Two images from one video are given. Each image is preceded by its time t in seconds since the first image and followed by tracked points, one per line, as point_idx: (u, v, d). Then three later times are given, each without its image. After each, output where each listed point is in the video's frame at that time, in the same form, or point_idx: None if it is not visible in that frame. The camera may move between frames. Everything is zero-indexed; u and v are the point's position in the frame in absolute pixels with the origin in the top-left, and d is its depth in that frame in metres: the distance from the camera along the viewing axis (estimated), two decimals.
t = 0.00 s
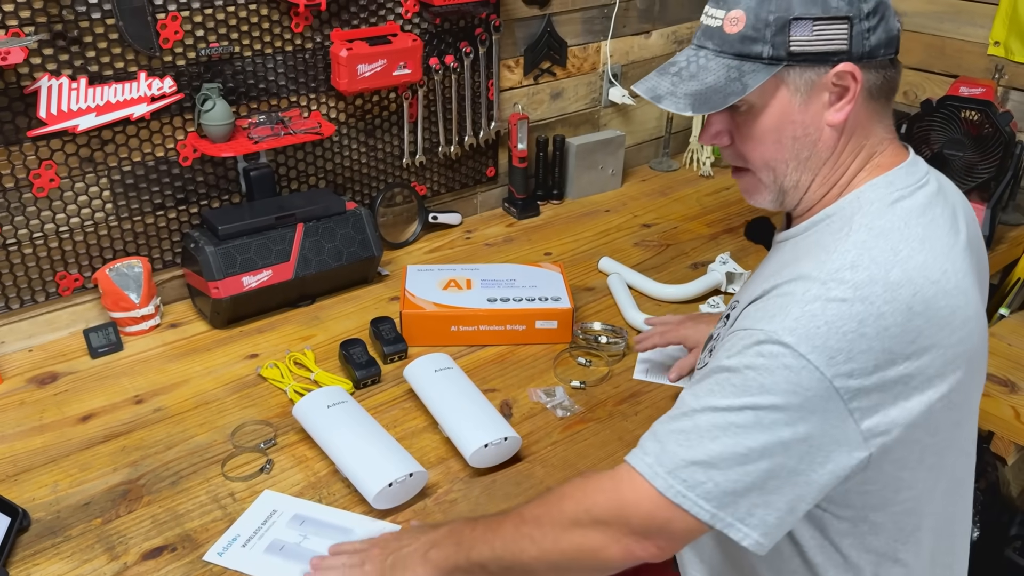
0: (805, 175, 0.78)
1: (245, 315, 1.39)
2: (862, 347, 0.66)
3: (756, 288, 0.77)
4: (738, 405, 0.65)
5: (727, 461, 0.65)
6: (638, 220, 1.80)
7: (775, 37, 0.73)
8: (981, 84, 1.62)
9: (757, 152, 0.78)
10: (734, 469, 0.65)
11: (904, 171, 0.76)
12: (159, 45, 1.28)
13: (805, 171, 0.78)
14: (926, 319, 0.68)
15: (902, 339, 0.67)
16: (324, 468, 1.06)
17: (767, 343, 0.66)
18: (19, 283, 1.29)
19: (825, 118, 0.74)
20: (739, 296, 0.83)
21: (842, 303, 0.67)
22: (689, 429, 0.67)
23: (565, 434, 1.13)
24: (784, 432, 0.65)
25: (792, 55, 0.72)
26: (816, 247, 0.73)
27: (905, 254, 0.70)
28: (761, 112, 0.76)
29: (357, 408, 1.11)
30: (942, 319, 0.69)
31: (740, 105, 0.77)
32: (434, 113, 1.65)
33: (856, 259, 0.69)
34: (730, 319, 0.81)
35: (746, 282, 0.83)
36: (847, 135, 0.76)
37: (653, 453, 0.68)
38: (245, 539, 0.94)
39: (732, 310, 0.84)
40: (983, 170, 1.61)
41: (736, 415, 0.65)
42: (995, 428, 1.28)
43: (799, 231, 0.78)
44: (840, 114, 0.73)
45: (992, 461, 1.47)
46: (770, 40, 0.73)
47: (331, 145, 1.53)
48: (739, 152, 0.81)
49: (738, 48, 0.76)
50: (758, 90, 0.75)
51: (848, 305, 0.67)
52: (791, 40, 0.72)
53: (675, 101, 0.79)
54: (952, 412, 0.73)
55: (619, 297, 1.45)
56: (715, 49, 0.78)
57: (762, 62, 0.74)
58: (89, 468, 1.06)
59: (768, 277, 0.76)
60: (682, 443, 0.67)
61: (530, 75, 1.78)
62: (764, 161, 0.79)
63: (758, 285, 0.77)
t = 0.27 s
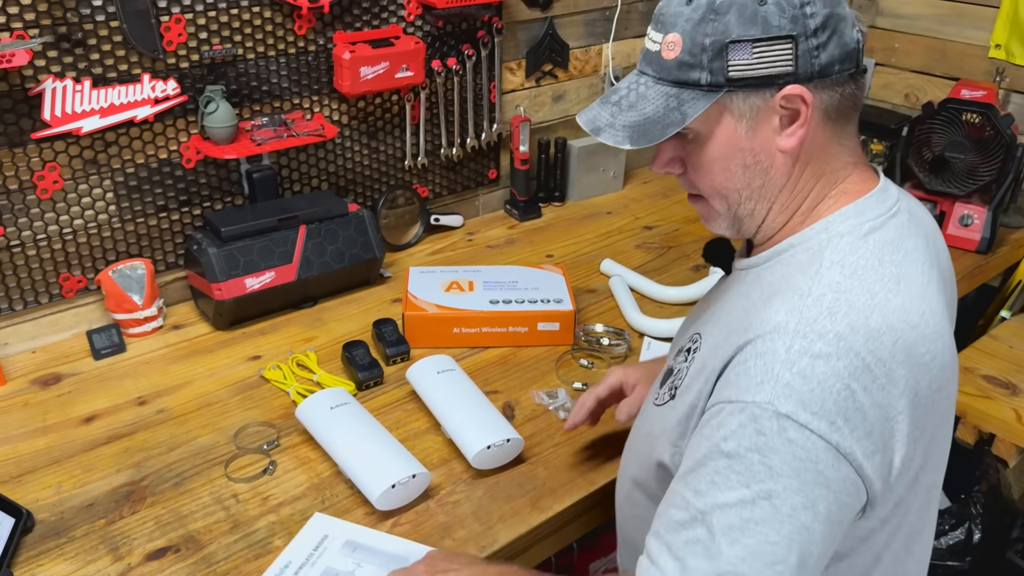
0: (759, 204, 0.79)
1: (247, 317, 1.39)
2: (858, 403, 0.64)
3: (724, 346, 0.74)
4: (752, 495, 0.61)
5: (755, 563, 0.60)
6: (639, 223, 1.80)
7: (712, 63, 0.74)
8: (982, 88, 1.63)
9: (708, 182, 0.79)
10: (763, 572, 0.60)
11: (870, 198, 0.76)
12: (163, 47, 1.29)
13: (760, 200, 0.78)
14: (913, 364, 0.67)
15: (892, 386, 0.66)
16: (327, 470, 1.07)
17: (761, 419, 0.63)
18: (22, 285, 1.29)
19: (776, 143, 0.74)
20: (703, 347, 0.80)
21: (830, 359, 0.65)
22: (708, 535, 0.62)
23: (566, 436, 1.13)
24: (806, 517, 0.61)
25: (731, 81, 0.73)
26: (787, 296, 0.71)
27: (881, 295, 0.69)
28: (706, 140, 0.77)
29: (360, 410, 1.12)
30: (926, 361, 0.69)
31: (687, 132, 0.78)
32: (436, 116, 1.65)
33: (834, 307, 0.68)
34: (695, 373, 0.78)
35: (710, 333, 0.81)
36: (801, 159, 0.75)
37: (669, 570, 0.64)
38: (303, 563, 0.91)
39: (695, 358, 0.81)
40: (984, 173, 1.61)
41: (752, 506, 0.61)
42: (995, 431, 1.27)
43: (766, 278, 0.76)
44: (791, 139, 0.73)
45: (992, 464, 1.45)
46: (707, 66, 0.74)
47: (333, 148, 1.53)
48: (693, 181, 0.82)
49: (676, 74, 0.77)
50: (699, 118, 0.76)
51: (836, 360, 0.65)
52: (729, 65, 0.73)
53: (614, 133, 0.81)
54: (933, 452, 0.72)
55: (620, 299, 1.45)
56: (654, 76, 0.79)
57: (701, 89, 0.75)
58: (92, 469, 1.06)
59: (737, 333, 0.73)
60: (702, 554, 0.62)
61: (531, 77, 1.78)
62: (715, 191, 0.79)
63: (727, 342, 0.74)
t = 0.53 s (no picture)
0: (736, 239, 0.78)
1: (250, 317, 1.39)
2: (854, 476, 0.65)
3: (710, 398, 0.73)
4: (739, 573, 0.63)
5: None
6: (642, 224, 1.80)
7: (678, 95, 0.73)
8: (985, 89, 1.63)
9: (681, 216, 0.78)
10: None
11: (859, 242, 0.75)
12: (167, 48, 1.29)
13: (735, 237, 0.78)
14: (908, 429, 0.68)
15: (887, 454, 0.67)
16: (330, 470, 1.07)
17: (755, 495, 0.63)
18: (26, 285, 1.30)
19: (751, 177, 0.73)
20: (682, 393, 0.79)
21: (829, 431, 0.65)
22: None
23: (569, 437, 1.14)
24: None
25: (698, 114, 0.72)
26: (781, 353, 0.70)
27: (882, 355, 0.69)
28: (677, 174, 0.76)
29: (362, 410, 1.12)
30: (920, 424, 0.69)
31: (659, 165, 0.77)
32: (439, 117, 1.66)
33: (833, 372, 0.67)
34: (675, 422, 0.77)
35: (690, 377, 0.80)
36: (779, 195, 0.74)
37: None
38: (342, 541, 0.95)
39: (672, 404, 0.80)
40: (987, 174, 1.61)
41: None
42: (998, 432, 1.27)
43: (754, 328, 0.75)
44: (767, 175, 0.72)
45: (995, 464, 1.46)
46: (673, 98, 0.74)
47: (336, 149, 1.54)
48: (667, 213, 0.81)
49: (641, 104, 0.76)
50: (669, 150, 0.75)
51: (834, 433, 0.65)
52: (696, 97, 0.72)
53: (579, 164, 0.81)
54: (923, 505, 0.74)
55: (623, 301, 1.45)
56: (622, 104, 0.79)
57: (667, 121, 0.75)
58: (95, 469, 1.06)
59: (725, 387, 0.72)
60: None
61: (534, 78, 1.78)
62: (688, 225, 0.79)
63: (713, 396, 0.73)
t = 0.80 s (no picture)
0: (681, 280, 0.78)
1: (252, 316, 1.39)
2: (842, 533, 0.66)
3: (688, 458, 0.74)
4: None
5: None
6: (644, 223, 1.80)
7: (600, 140, 0.74)
8: (989, 89, 1.63)
9: (625, 257, 0.80)
10: None
11: (812, 284, 0.75)
12: (170, 47, 1.29)
13: (677, 278, 0.78)
14: (893, 475, 0.69)
15: (875, 505, 0.68)
16: (333, 469, 1.07)
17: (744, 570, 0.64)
18: (28, 284, 1.30)
19: (683, 221, 0.74)
20: (656, 447, 0.80)
21: (812, 495, 0.66)
22: None
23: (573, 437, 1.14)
24: None
25: (620, 160, 0.73)
26: (756, 412, 0.70)
27: (860, 400, 0.70)
28: (613, 216, 0.77)
29: (365, 409, 1.12)
30: (905, 466, 0.70)
31: (597, 204, 0.78)
32: (441, 116, 1.65)
33: (813, 430, 0.68)
34: (654, 479, 0.78)
35: (665, 428, 0.80)
36: (715, 239, 0.74)
37: None
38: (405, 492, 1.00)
39: (649, 458, 0.80)
40: (991, 174, 1.60)
41: None
42: (1002, 432, 1.28)
43: (724, 380, 0.75)
44: (699, 220, 0.73)
45: (999, 465, 1.42)
46: (596, 143, 0.74)
47: (338, 148, 1.54)
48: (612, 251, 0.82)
49: (570, 147, 0.77)
50: (600, 191, 0.77)
51: (818, 495, 0.66)
52: (619, 142, 0.73)
53: (513, 205, 0.83)
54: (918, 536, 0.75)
55: (626, 301, 1.45)
56: (553, 146, 0.80)
57: (594, 165, 0.76)
58: (98, 468, 1.06)
59: (702, 447, 0.72)
60: None
61: (536, 78, 1.78)
62: (633, 265, 0.80)
63: (691, 456, 0.73)
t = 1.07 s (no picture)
0: (662, 293, 0.79)
1: (254, 315, 1.39)
2: (833, 543, 0.67)
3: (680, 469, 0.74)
4: None
5: None
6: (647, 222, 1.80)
7: (575, 160, 0.75)
8: (991, 88, 1.63)
9: (605, 269, 0.81)
10: None
11: (793, 296, 0.75)
12: (172, 46, 1.29)
13: (657, 290, 0.79)
14: (884, 483, 0.70)
15: (867, 515, 0.69)
16: (335, 468, 1.07)
17: None
18: (30, 283, 1.30)
19: (660, 239, 0.75)
20: (649, 459, 0.80)
21: (804, 507, 0.66)
22: None
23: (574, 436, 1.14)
24: None
25: (597, 180, 0.74)
26: (747, 424, 0.70)
27: (852, 410, 0.70)
28: (591, 231, 0.79)
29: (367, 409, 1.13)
30: (895, 473, 0.71)
31: (575, 218, 0.79)
32: (443, 115, 1.65)
33: (804, 441, 0.68)
34: (647, 491, 0.78)
35: (657, 440, 0.80)
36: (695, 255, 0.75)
37: None
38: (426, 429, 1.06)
39: (642, 470, 0.80)
40: (993, 173, 1.60)
41: None
42: (1006, 433, 1.28)
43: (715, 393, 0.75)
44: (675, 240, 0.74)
45: (1001, 464, 1.37)
46: (571, 163, 0.75)
47: (340, 147, 1.54)
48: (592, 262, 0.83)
49: (546, 163, 0.78)
50: (577, 208, 0.78)
51: (809, 507, 0.66)
52: (595, 162, 0.74)
53: (488, 218, 0.84)
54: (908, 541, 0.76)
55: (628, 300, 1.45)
56: (529, 161, 0.81)
57: (569, 184, 0.77)
58: (100, 467, 1.06)
59: (694, 458, 0.73)
60: None
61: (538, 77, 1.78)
62: (614, 277, 0.81)
63: (682, 468, 0.73)
